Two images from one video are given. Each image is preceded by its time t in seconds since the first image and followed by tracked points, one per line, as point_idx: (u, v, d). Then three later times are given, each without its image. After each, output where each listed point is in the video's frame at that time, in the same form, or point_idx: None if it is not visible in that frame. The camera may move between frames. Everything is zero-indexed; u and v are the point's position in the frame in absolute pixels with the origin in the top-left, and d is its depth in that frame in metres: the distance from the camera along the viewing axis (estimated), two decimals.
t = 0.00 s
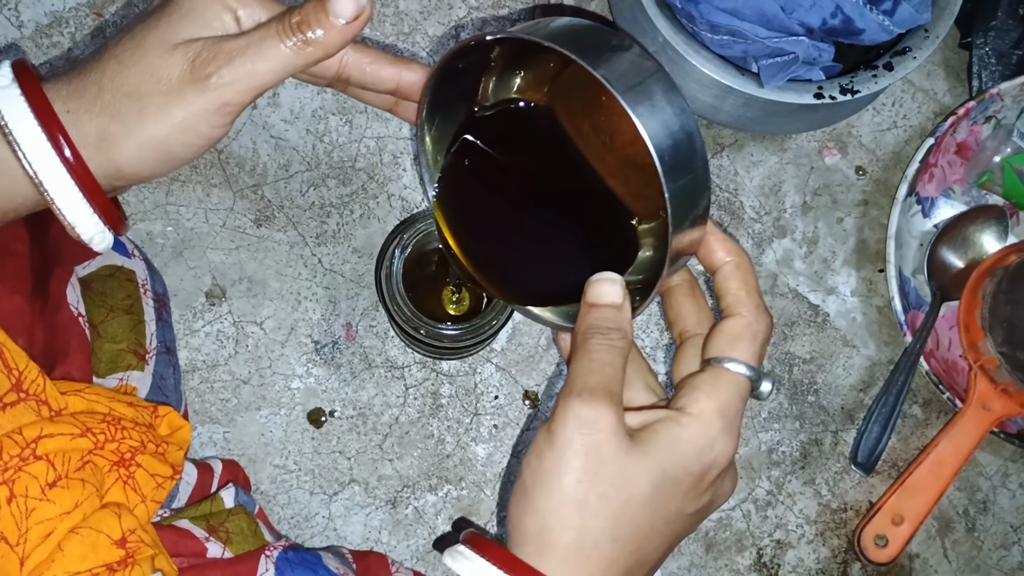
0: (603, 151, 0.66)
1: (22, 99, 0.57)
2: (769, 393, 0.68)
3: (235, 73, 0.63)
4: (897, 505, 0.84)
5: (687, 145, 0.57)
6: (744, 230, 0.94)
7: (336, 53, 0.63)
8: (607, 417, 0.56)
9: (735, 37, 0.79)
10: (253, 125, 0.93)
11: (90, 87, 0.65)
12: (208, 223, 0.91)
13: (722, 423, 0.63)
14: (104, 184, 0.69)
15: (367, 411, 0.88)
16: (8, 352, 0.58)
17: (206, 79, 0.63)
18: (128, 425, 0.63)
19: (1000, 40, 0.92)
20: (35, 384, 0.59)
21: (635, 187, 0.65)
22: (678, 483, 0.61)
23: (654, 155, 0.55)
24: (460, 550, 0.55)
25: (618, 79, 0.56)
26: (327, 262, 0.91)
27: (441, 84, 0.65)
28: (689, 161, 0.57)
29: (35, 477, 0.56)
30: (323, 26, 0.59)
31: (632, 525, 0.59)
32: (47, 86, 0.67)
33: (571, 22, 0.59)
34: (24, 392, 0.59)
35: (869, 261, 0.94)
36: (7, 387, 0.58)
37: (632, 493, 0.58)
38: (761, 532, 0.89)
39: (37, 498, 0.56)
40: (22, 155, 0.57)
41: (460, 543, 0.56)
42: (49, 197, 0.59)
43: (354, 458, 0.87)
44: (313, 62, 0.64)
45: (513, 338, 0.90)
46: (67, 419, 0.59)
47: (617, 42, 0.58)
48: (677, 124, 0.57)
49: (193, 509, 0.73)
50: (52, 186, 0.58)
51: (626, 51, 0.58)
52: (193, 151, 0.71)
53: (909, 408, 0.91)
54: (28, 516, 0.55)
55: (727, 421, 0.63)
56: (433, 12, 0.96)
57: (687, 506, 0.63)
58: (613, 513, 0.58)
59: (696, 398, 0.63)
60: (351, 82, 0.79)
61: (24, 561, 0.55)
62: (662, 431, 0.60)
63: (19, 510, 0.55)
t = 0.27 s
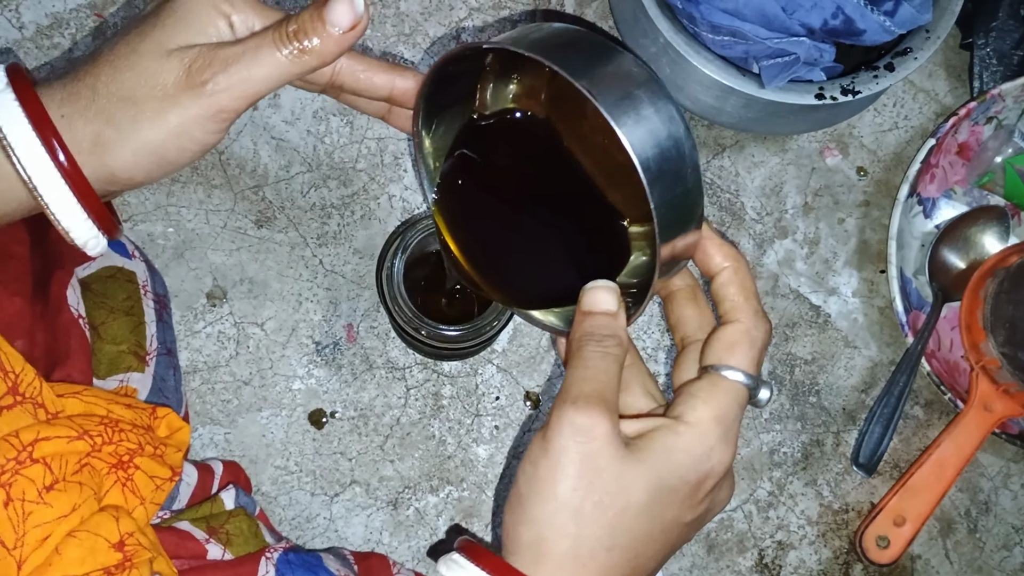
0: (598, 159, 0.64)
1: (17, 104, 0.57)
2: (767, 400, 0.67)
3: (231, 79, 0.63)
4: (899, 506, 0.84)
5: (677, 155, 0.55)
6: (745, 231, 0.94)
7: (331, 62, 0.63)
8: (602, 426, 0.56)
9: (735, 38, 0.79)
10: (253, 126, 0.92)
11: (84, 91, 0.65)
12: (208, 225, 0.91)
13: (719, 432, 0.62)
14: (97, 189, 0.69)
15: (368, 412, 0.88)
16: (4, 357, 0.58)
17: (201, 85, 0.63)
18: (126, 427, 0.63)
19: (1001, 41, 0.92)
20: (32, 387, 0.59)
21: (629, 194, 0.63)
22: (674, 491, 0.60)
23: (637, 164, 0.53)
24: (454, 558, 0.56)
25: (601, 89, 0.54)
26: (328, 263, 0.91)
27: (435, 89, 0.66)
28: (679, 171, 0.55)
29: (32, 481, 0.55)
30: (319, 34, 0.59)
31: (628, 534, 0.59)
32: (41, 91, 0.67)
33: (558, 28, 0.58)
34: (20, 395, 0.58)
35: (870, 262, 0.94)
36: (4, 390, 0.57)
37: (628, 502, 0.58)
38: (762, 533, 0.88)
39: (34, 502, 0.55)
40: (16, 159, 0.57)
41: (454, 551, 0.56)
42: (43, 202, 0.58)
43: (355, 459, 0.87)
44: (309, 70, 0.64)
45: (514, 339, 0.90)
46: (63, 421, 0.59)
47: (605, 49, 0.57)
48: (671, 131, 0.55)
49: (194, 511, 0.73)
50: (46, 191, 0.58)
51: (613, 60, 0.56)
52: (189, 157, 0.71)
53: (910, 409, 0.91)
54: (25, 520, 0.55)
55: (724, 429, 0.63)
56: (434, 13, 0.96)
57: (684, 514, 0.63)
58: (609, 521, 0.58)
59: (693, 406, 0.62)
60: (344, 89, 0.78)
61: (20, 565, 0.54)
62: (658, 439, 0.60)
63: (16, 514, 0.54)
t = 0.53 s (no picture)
0: (590, 171, 0.62)
1: (10, 115, 0.57)
2: (757, 414, 0.67)
3: (224, 91, 0.63)
4: (897, 511, 0.84)
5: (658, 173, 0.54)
6: (744, 236, 0.94)
7: (326, 76, 0.63)
8: (588, 438, 0.56)
9: (734, 43, 0.79)
10: (252, 132, 0.93)
11: (80, 102, 0.65)
12: (207, 230, 0.91)
13: (706, 445, 0.62)
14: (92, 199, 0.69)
15: (367, 417, 0.88)
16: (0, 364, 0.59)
17: (197, 98, 0.63)
18: (121, 435, 0.63)
19: (999, 46, 0.92)
20: (26, 395, 0.60)
21: (616, 205, 0.61)
22: (661, 504, 0.60)
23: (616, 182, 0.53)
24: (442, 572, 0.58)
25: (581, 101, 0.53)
26: (326, 268, 0.91)
27: (423, 103, 0.66)
28: (662, 189, 0.54)
29: (26, 489, 0.56)
30: (315, 48, 0.60)
31: (614, 547, 0.59)
32: (36, 102, 0.67)
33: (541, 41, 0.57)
34: (15, 403, 0.59)
35: (869, 267, 0.94)
36: None
37: (613, 516, 0.58)
38: (761, 538, 0.89)
39: (28, 510, 0.56)
40: (10, 170, 0.57)
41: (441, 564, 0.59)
42: (37, 211, 0.59)
43: (354, 464, 0.87)
44: (304, 84, 0.64)
45: (513, 344, 0.90)
46: (57, 429, 0.60)
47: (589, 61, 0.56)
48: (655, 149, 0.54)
49: (192, 516, 0.73)
50: (39, 200, 0.58)
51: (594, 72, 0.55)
52: (180, 169, 0.71)
53: (909, 414, 0.91)
54: (19, 528, 0.55)
55: (712, 442, 0.63)
56: (433, 19, 0.96)
57: (671, 527, 0.63)
58: (594, 534, 0.58)
59: (680, 419, 0.62)
60: (336, 100, 0.78)
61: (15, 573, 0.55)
62: (645, 453, 0.60)
63: (10, 522, 0.55)
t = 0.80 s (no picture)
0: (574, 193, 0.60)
1: (14, 119, 0.57)
2: (750, 422, 0.66)
3: (228, 95, 0.63)
4: (897, 514, 0.84)
5: (637, 191, 0.54)
6: (744, 240, 0.94)
7: (330, 82, 0.64)
8: (575, 445, 0.56)
9: (734, 48, 0.80)
10: (254, 136, 0.93)
11: (83, 106, 0.65)
12: (209, 233, 0.92)
13: (696, 453, 0.61)
14: (95, 203, 0.69)
15: (368, 420, 0.88)
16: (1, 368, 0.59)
17: (203, 103, 0.64)
18: (122, 439, 0.63)
19: (999, 50, 0.92)
20: (27, 399, 0.60)
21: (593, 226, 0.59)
22: (649, 513, 0.60)
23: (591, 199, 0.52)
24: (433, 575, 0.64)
25: (559, 118, 0.53)
26: (328, 272, 0.91)
27: (418, 111, 0.68)
28: (640, 207, 0.54)
29: (27, 494, 0.56)
30: (319, 55, 0.60)
31: (602, 555, 0.58)
32: (39, 106, 0.67)
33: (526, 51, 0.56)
34: (16, 407, 0.59)
35: (869, 270, 0.94)
36: None
37: (600, 523, 0.57)
38: (761, 541, 0.89)
39: (29, 514, 0.56)
40: (14, 172, 0.57)
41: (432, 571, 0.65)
42: (40, 213, 0.59)
43: (355, 467, 0.87)
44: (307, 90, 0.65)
45: (514, 348, 0.91)
46: (58, 433, 0.59)
47: (573, 72, 0.55)
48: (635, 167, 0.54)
49: (193, 520, 0.74)
50: (43, 203, 0.58)
51: (577, 84, 0.54)
52: (184, 173, 0.71)
53: (909, 417, 0.91)
54: (20, 533, 0.55)
55: (701, 451, 0.62)
56: (434, 23, 0.97)
57: (661, 536, 0.62)
58: (582, 542, 0.57)
59: (669, 427, 0.61)
60: (332, 106, 0.78)
61: None
62: (633, 461, 0.59)
63: (11, 527, 0.55)
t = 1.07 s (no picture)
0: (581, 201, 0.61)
1: (14, 124, 0.57)
2: (745, 428, 0.66)
3: (231, 110, 0.64)
4: (897, 517, 0.84)
5: (614, 206, 0.53)
6: (743, 242, 0.94)
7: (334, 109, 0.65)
8: (565, 451, 0.56)
9: (733, 51, 0.80)
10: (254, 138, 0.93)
11: (85, 113, 0.66)
12: (209, 236, 0.92)
13: (689, 460, 0.62)
14: (95, 208, 0.70)
15: (367, 423, 0.88)
16: None
17: (207, 118, 0.64)
18: (120, 443, 0.63)
19: (997, 53, 0.92)
20: (24, 403, 0.59)
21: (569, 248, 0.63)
22: (644, 521, 0.60)
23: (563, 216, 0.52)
24: None
25: (534, 131, 0.52)
26: (327, 274, 0.91)
27: (415, 116, 0.65)
28: (619, 221, 0.54)
29: (24, 497, 0.56)
30: (327, 84, 0.61)
31: (597, 564, 0.58)
32: (41, 110, 0.67)
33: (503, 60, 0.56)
34: (13, 411, 0.59)
35: (868, 273, 0.94)
36: None
37: (594, 532, 0.57)
38: (761, 543, 0.89)
39: (26, 519, 0.55)
40: (14, 177, 0.57)
41: None
42: (40, 218, 0.59)
43: (355, 470, 0.87)
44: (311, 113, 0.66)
45: (514, 350, 0.91)
46: (55, 437, 0.60)
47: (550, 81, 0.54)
48: (612, 182, 0.53)
49: (191, 523, 0.74)
50: (43, 208, 0.58)
51: (554, 93, 0.54)
52: (185, 181, 0.72)
53: (909, 420, 0.91)
54: (17, 537, 0.55)
55: (694, 458, 0.62)
56: (434, 26, 0.97)
57: (657, 544, 0.62)
58: (576, 551, 0.57)
59: (663, 435, 0.62)
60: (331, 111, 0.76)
61: None
62: (626, 468, 0.60)
63: (8, 531, 0.55)
